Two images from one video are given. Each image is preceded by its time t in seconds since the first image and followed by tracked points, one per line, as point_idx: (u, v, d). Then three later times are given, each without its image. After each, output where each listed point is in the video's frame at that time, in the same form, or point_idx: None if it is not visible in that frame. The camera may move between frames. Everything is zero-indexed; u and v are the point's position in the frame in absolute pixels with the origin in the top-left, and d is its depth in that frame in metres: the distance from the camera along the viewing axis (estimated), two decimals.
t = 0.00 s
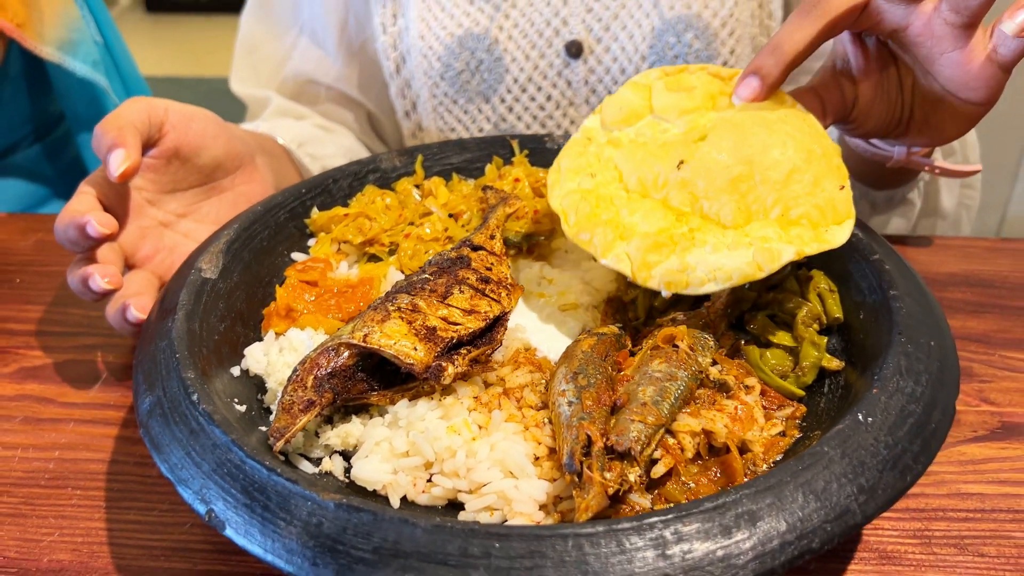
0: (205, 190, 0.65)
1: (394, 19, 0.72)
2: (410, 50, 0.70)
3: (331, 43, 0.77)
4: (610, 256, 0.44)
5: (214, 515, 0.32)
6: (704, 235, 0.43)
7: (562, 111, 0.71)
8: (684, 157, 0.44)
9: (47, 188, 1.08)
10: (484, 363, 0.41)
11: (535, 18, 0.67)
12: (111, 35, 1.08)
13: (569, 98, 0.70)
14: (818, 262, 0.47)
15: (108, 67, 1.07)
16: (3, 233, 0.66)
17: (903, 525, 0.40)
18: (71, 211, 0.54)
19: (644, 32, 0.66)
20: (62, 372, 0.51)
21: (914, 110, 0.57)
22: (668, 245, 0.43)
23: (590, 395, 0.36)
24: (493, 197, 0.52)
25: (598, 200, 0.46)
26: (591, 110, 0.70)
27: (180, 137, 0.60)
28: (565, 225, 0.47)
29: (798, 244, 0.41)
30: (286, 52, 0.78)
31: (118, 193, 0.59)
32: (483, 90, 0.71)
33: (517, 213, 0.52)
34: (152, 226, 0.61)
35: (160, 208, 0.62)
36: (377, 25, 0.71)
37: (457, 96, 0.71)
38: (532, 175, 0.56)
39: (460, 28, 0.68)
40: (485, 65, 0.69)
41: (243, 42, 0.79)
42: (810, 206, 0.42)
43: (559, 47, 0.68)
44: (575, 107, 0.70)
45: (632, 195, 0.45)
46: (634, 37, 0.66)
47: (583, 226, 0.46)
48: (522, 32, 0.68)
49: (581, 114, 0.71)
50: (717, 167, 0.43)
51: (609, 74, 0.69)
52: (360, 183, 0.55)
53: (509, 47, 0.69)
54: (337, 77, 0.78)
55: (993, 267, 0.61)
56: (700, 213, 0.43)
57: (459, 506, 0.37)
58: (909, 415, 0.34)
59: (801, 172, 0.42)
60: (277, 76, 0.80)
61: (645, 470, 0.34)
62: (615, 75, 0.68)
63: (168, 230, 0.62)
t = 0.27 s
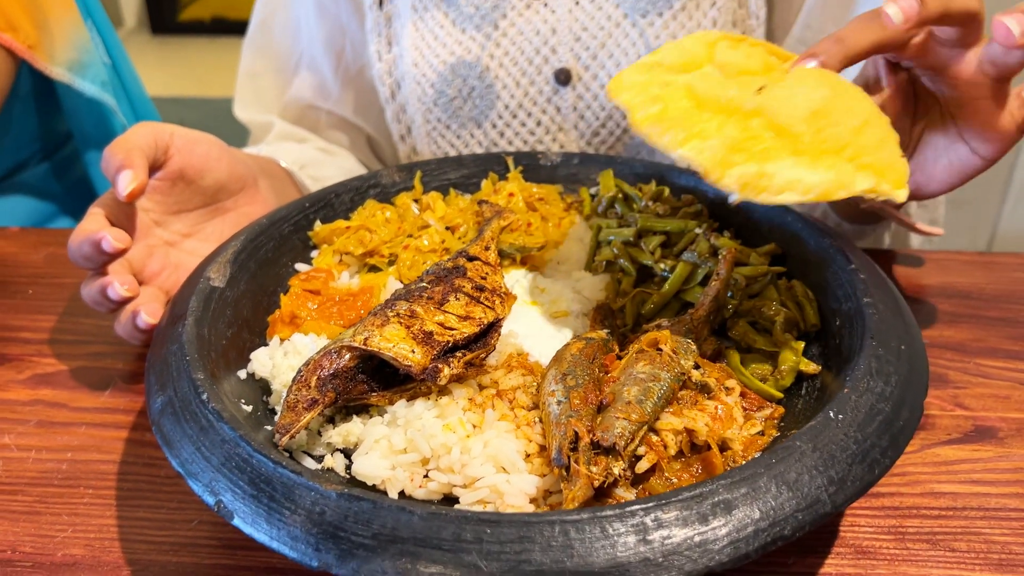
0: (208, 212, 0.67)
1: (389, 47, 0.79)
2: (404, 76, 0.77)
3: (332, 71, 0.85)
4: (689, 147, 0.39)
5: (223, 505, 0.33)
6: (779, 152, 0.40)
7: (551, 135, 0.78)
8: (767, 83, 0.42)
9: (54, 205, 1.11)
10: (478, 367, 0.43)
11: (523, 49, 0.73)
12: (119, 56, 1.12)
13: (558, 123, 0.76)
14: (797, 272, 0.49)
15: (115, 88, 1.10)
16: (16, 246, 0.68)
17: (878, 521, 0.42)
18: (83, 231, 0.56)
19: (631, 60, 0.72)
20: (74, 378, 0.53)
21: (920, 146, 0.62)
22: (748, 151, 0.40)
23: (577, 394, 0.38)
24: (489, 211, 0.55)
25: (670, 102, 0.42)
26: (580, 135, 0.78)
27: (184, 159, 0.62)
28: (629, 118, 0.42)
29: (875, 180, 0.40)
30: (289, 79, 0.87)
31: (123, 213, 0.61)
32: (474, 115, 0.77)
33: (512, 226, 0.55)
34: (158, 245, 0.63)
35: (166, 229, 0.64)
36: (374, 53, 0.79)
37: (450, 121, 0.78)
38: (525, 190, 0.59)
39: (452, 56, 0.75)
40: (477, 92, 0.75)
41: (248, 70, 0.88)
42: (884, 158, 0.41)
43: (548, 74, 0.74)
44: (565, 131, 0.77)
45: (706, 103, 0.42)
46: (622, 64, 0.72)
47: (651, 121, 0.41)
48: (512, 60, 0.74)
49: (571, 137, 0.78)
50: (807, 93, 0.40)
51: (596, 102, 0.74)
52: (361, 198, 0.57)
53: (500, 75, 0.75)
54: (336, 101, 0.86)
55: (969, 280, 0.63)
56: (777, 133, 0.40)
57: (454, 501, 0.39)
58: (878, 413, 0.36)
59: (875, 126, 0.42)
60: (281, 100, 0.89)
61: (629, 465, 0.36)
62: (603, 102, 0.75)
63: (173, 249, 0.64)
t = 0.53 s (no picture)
0: (216, 237, 0.70)
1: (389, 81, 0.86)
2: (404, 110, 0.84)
3: (336, 103, 0.90)
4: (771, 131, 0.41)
5: (234, 506, 0.36)
6: (846, 161, 0.42)
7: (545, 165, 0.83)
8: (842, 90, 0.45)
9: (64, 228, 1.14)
10: (472, 381, 0.46)
11: (517, 85, 0.79)
12: (129, 85, 1.19)
13: (552, 154, 0.82)
14: (771, 293, 0.53)
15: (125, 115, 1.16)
16: (33, 267, 0.71)
17: (846, 527, 0.45)
18: (98, 257, 0.59)
19: (621, 96, 0.78)
20: (88, 392, 0.55)
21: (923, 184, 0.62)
22: (817, 153, 0.42)
23: (562, 405, 0.41)
24: (483, 235, 0.58)
25: (758, 84, 0.44)
26: (573, 165, 0.83)
27: (192, 188, 0.66)
28: (722, 88, 0.44)
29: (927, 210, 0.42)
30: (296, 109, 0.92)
31: (135, 239, 0.64)
32: (470, 146, 0.83)
33: (504, 248, 0.58)
34: (167, 270, 0.67)
35: (175, 254, 0.68)
36: (375, 87, 0.85)
37: (447, 152, 0.84)
38: (518, 216, 0.62)
39: (449, 91, 0.80)
40: (473, 124, 0.81)
41: (255, 102, 0.93)
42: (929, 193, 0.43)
43: (541, 108, 0.80)
44: (558, 162, 0.82)
45: (789, 96, 0.44)
46: (612, 100, 0.78)
47: (741, 96, 0.43)
48: (507, 95, 0.80)
49: (564, 168, 0.83)
50: (877, 111, 0.44)
51: (588, 132, 0.81)
52: (362, 223, 0.61)
53: (495, 108, 0.81)
54: (340, 131, 0.92)
55: (940, 301, 0.66)
56: (847, 140, 0.43)
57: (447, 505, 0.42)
58: (840, 423, 0.39)
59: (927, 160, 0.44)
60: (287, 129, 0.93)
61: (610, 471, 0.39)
62: (594, 133, 0.80)
63: (182, 273, 0.68)
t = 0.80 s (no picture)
0: (228, 260, 0.74)
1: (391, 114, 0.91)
2: (404, 142, 0.90)
3: (341, 134, 0.95)
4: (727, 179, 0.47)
5: (251, 503, 0.39)
6: (800, 209, 0.47)
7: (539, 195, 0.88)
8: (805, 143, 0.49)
9: (77, 252, 1.18)
10: (470, 392, 0.50)
11: (513, 118, 0.85)
12: (141, 116, 1.24)
13: (545, 184, 0.87)
14: (750, 312, 0.56)
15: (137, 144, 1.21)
16: (54, 287, 0.75)
17: (819, 529, 0.48)
18: (118, 278, 0.62)
19: (610, 130, 0.84)
20: (106, 405, 0.58)
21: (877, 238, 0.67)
22: (771, 201, 0.47)
23: (554, 412, 0.45)
24: (481, 257, 0.62)
25: (724, 134, 0.49)
26: (565, 195, 0.88)
27: (206, 215, 0.69)
28: (691, 137, 0.50)
29: (874, 258, 0.46)
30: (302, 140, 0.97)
31: (151, 261, 0.68)
32: (468, 176, 0.89)
33: (501, 270, 0.62)
34: (182, 290, 0.71)
35: (189, 276, 0.71)
36: (378, 120, 0.91)
37: (446, 182, 0.89)
38: (513, 240, 0.66)
39: (448, 125, 0.86)
40: (471, 156, 0.86)
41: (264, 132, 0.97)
42: (880, 242, 0.47)
43: (536, 141, 0.86)
44: (550, 192, 0.87)
45: (753, 147, 0.49)
46: (602, 135, 0.84)
47: (707, 145, 0.49)
48: (502, 128, 0.86)
49: (557, 197, 0.88)
50: (835, 163, 0.47)
51: (579, 164, 0.86)
52: (368, 246, 0.65)
53: (492, 141, 0.87)
54: (345, 160, 0.97)
55: (914, 321, 0.69)
56: (803, 188, 0.48)
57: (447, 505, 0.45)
58: (808, 429, 0.42)
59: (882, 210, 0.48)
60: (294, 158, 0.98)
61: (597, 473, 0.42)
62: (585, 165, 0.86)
63: (195, 294, 0.72)
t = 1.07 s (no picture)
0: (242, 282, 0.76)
1: (396, 151, 0.97)
2: (409, 177, 0.95)
3: (348, 169, 1.00)
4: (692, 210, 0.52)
5: (268, 513, 0.42)
6: (762, 238, 0.52)
7: (536, 229, 0.93)
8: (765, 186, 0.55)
9: (89, 280, 1.22)
10: (471, 412, 0.53)
11: (512, 157, 0.90)
12: (154, 149, 1.29)
13: (542, 220, 0.92)
14: (734, 338, 0.60)
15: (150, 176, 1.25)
16: (74, 314, 0.78)
17: (799, 543, 0.50)
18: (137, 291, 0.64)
19: (605, 169, 0.89)
20: (123, 425, 0.61)
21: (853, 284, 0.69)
22: (735, 230, 0.51)
23: (549, 430, 0.48)
24: (482, 286, 0.66)
25: (689, 175, 0.54)
26: (562, 230, 0.92)
27: (217, 236, 0.72)
28: (656, 174, 0.54)
29: (831, 283, 0.51)
30: (310, 174, 1.01)
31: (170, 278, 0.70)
32: (468, 211, 0.94)
33: (501, 297, 0.66)
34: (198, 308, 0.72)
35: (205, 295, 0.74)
36: (383, 156, 0.96)
37: (448, 216, 0.94)
38: (512, 270, 0.69)
39: (450, 161, 0.91)
40: (472, 192, 0.91)
41: (274, 166, 1.02)
42: (839, 272, 0.52)
43: (533, 179, 0.91)
44: (547, 227, 0.92)
45: (717, 185, 0.54)
46: (597, 173, 0.89)
47: (671, 182, 0.53)
48: (502, 167, 0.91)
49: (554, 231, 0.93)
50: (794, 202, 0.53)
51: (575, 203, 0.91)
52: (375, 275, 0.69)
53: (492, 177, 0.92)
54: (351, 194, 1.01)
55: (893, 349, 0.72)
56: (765, 223, 0.53)
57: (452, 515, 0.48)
58: (785, 445, 0.45)
59: (840, 245, 0.53)
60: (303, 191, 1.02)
61: (589, 487, 0.46)
62: (580, 203, 0.91)
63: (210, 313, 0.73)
